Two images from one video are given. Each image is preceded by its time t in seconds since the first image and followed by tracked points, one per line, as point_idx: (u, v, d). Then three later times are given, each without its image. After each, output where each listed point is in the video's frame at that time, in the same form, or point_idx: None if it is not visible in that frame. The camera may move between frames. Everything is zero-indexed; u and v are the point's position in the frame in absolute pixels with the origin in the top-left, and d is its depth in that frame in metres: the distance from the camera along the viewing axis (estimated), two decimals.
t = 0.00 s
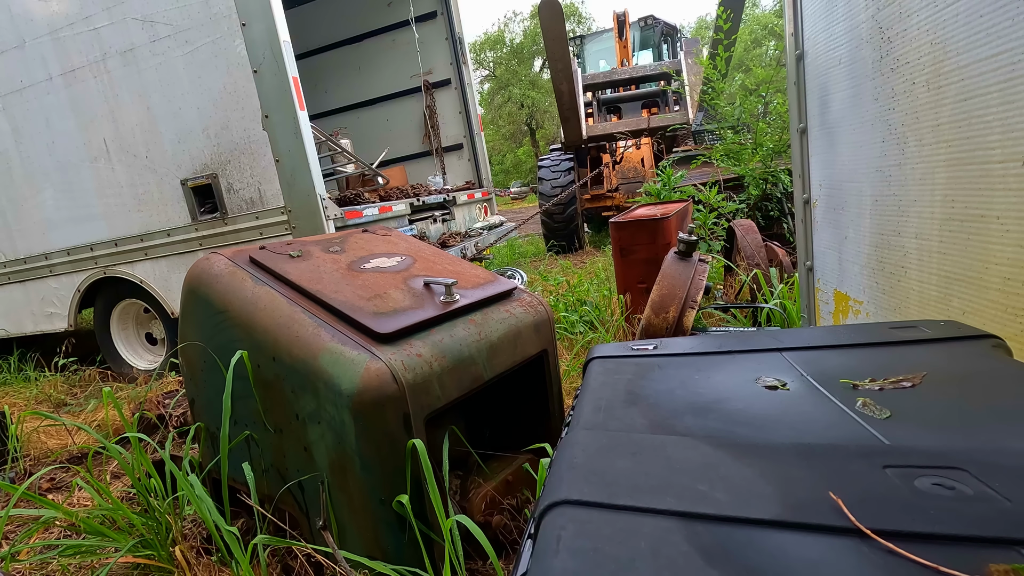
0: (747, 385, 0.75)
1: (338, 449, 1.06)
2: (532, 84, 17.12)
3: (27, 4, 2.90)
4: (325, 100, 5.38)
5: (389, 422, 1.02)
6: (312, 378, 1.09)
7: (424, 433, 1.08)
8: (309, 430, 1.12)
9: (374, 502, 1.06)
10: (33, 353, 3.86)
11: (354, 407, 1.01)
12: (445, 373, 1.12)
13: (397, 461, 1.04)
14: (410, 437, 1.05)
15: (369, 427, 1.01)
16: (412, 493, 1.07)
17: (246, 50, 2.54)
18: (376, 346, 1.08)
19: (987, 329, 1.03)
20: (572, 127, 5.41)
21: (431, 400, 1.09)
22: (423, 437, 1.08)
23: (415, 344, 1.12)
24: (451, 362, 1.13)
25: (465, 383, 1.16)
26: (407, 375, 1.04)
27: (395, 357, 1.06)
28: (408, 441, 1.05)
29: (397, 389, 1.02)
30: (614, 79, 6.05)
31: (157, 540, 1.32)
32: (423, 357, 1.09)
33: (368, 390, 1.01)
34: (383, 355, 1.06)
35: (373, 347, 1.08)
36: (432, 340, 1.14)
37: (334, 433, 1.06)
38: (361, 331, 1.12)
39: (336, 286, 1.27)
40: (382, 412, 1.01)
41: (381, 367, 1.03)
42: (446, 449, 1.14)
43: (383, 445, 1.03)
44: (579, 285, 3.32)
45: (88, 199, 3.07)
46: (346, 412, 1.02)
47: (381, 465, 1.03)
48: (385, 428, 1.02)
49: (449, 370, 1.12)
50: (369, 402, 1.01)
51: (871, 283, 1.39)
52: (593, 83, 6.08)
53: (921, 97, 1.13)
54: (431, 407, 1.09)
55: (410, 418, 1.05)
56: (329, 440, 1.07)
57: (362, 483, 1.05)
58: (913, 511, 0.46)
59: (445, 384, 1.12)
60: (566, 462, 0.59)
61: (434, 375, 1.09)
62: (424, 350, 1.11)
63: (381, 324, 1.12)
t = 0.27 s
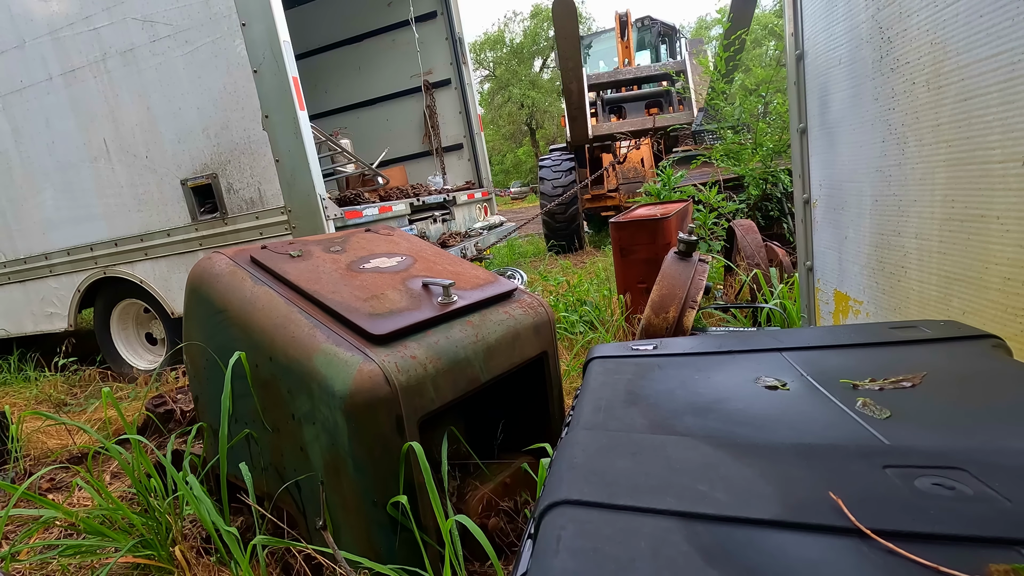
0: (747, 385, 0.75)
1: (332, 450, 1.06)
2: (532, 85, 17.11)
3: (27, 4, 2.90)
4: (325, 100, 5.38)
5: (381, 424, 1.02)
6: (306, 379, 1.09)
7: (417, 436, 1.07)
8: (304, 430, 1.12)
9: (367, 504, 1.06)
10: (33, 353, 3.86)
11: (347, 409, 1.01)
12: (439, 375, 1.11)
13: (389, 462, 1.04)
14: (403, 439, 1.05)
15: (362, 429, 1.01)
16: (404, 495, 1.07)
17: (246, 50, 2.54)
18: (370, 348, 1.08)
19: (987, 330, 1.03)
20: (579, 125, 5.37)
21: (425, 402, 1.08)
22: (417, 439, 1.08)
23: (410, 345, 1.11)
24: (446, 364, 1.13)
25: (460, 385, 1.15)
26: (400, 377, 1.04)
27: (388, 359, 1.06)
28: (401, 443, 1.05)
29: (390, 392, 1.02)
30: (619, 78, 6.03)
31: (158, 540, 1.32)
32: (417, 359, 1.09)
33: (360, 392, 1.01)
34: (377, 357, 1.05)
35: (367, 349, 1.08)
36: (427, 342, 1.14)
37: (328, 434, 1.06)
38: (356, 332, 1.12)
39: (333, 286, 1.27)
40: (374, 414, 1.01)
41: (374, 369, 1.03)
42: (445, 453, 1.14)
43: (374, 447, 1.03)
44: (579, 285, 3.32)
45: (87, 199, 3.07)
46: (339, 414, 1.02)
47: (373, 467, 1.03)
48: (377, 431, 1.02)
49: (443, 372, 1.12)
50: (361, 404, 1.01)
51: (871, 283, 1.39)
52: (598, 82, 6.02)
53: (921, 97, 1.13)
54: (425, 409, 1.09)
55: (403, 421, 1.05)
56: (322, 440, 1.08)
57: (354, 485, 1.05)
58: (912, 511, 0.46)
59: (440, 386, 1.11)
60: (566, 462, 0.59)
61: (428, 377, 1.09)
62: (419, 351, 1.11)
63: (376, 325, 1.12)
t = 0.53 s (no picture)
0: (747, 385, 0.74)
1: (324, 450, 1.06)
2: (532, 85, 17.10)
3: (27, 4, 2.90)
4: (325, 100, 5.38)
5: (371, 427, 1.02)
6: (301, 379, 1.10)
7: (408, 439, 1.07)
8: (299, 430, 1.13)
9: (358, 506, 1.06)
10: (33, 353, 3.86)
11: (338, 411, 1.01)
12: (432, 378, 1.11)
13: (381, 464, 1.04)
14: (394, 442, 1.05)
15: (352, 431, 1.01)
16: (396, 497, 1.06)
17: (246, 50, 2.54)
18: (362, 350, 1.08)
19: (987, 330, 1.03)
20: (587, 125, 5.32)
21: (417, 405, 1.08)
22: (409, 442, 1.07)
23: (403, 347, 1.11)
24: (439, 367, 1.12)
25: (454, 389, 1.15)
26: (391, 380, 1.04)
27: (379, 361, 1.06)
28: (392, 445, 1.05)
29: (380, 394, 1.02)
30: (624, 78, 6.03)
31: (158, 540, 1.32)
32: (409, 361, 1.08)
33: (350, 394, 1.01)
34: (368, 359, 1.05)
35: (358, 351, 1.08)
36: (421, 344, 1.14)
37: (321, 435, 1.06)
38: (349, 334, 1.12)
39: (331, 287, 1.27)
40: (364, 416, 1.01)
41: (364, 371, 1.03)
42: (446, 454, 1.13)
43: (365, 449, 1.03)
44: (579, 285, 3.32)
45: (88, 199, 3.07)
46: (330, 415, 1.02)
47: (364, 469, 1.03)
48: (368, 433, 1.02)
49: (437, 374, 1.12)
50: (352, 406, 1.01)
51: (871, 283, 1.39)
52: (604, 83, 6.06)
53: (921, 97, 1.13)
54: (418, 412, 1.08)
55: (394, 423, 1.04)
56: (316, 441, 1.08)
57: (346, 486, 1.05)
58: (912, 511, 0.46)
59: (433, 389, 1.11)
60: (566, 462, 0.59)
61: (421, 380, 1.09)
62: (411, 354, 1.10)
63: (369, 327, 1.12)
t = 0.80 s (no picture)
0: (747, 385, 0.75)
1: (318, 450, 1.07)
2: (532, 85, 17.09)
3: (28, 4, 2.90)
4: (325, 100, 5.38)
5: (363, 428, 1.02)
6: (296, 379, 1.10)
7: (401, 441, 1.07)
8: (295, 430, 1.13)
9: (351, 507, 1.06)
10: (33, 353, 3.86)
11: (330, 412, 1.01)
12: (427, 380, 1.11)
13: (373, 465, 1.04)
14: (386, 444, 1.05)
15: (344, 433, 1.01)
16: (388, 498, 1.06)
17: (246, 50, 2.54)
18: (356, 351, 1.08)
19: (987, 330, 1.03)
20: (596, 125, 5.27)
21: (410, 406, 1.08)
22: (401, 444, 1.07)
23: (397, 349, 1.11)
24: (434, 369, 1.12)
25: (449, 391, 1.15)
26: (383, 381, 1.04)
27: (373, 363, 1.06)
28: (384, 447, 1.04)
29: (372, 396, 1.02)
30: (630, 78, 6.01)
31: (158, 540, 1.32)
32: (403, 363, 1.09)
33: (342, 395, 1.01)
34: (362, 360, 1.06)
35: (352, 352, 1.08)
36: (416, 346, 1.14)
37: (315, 435, 1.06)
38: (345, 335, 1.13)
39: (329, 287, 1.27)
40: (356, 418, 1.01)
41: (357, 373, 1.03)
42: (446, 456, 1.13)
43: (357, 451, 1.03)
44: (579, 285, 3.32)
45: (88, 199, 3.07)
46: (323, 415, 1.03)
47: (356, 470, 1.03)
48: (360, 434, 1.02)
49: (431, 376, 1.11)
50: (344, 408, 1.01)
51: (871, 284, 1.39)
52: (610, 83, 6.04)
53: (921, 97, 1.13)
54: (411, 414, 1.08)
55: (387, 425, 1.04)
56: (310, 441, 1.08)
57: (338, 487, 1.05)
58: (912, 511, 0.46)
59: (427, 391, 1.11)
60: (566, 462, 0.59)
61: (415, 382, 1.09)
62: (406, 355, 1.10)
63: (364, 328, 1.12)
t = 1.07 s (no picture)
0: (746, 385, 0.75)
1: (316, 450, 1.07)
2: (532, 85, 17.09)
3: (27, 4, 2.89)
4: (325, 100, 5.38)
5: (359, 429, 1.02)
6: (294, 379, 1.10)
7: (397, 442, 1.07)
8: (293, 429, 1.13)
9: (348, 507, 1.06)
10: (33, 353, 3.86)
11: (327, 412, 1.01)
12: (424, 380, 1.11)
13: (370, 465, 1.04)
14: (383, 445, 1.05)
15: (341, 433, 1.01)
16: (385, 498, 1.06)
17: (246, 50, 2.54)
18: (353, 352, 1.08)
19: (987, 330, 1.03)
20: (601, 125, 5.24)
21: (407, 407, 1.08)
22: (398, 444, 1.07)
23: (395, 349, 1.11)
24: (432, 369, 1.12)
25: (446, 392, 1.14)
26: (380, 382, 1.04)
27: (370, 363, 1.06)
28: (381, 448, 1.04)
29: (369, 396, 1.02)
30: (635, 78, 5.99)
31: (158, 540, 1.32)
32: (400, 364, 1.09)
33: (339, 396, 1.01)
34: (359, 361, 1.06)
35: (350, 352, 1.08)
36: (414, 346, 1.14)
37: (312, 435, 1.06)
38: (343, 335, 1.13)
39: (329, 287, 1.27)
40: (353, 418, 1.01)
41: (354, 373, 1.03)
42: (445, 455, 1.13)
43: (354, 451, 1.03)
44: (579, 285, 3.32)
45: (88, 199, 3.07)
46: (321, 415, 1.03)
47: (352, 471, 1.03)
48: (357, 435, 1.02)
49: (429, 377, 1.11)
50: (341, 408, 1.01)
51: (871, 284, 1.39)
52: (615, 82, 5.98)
53: (921, 97, 1.13)
54: (408, 415, 1.08)
55: (384, 425, 1.04)
56: (308, 441, 1.09)
57: (335, 486, 1.05)
58: (912, 511, 0.46)
59: (424, 392, 1.11)
60: (566, 462, 0.59)
61: (412, 382, 1.09)
62: (403, 356, 1.10)
63: (362, 329, 1.12)
